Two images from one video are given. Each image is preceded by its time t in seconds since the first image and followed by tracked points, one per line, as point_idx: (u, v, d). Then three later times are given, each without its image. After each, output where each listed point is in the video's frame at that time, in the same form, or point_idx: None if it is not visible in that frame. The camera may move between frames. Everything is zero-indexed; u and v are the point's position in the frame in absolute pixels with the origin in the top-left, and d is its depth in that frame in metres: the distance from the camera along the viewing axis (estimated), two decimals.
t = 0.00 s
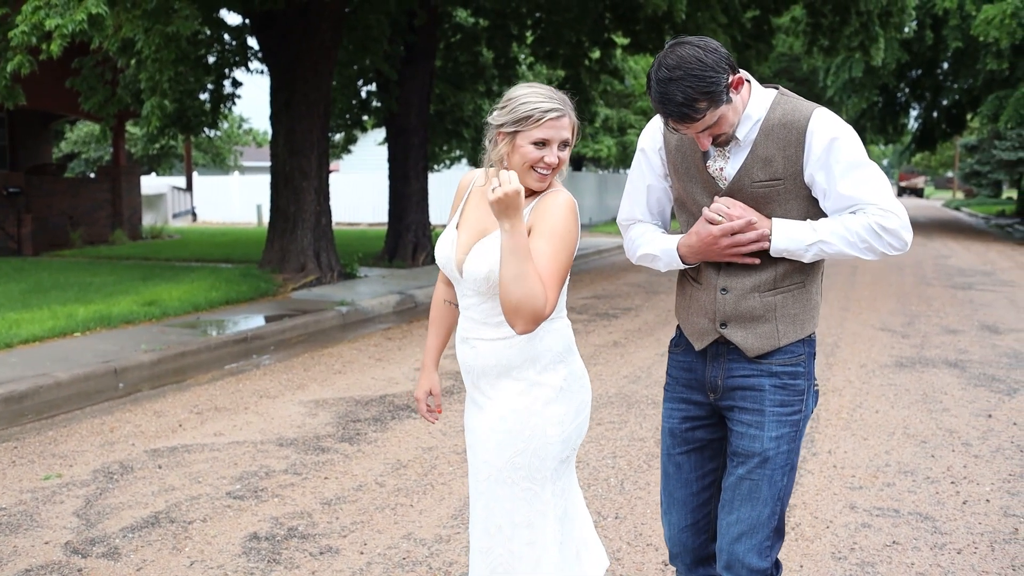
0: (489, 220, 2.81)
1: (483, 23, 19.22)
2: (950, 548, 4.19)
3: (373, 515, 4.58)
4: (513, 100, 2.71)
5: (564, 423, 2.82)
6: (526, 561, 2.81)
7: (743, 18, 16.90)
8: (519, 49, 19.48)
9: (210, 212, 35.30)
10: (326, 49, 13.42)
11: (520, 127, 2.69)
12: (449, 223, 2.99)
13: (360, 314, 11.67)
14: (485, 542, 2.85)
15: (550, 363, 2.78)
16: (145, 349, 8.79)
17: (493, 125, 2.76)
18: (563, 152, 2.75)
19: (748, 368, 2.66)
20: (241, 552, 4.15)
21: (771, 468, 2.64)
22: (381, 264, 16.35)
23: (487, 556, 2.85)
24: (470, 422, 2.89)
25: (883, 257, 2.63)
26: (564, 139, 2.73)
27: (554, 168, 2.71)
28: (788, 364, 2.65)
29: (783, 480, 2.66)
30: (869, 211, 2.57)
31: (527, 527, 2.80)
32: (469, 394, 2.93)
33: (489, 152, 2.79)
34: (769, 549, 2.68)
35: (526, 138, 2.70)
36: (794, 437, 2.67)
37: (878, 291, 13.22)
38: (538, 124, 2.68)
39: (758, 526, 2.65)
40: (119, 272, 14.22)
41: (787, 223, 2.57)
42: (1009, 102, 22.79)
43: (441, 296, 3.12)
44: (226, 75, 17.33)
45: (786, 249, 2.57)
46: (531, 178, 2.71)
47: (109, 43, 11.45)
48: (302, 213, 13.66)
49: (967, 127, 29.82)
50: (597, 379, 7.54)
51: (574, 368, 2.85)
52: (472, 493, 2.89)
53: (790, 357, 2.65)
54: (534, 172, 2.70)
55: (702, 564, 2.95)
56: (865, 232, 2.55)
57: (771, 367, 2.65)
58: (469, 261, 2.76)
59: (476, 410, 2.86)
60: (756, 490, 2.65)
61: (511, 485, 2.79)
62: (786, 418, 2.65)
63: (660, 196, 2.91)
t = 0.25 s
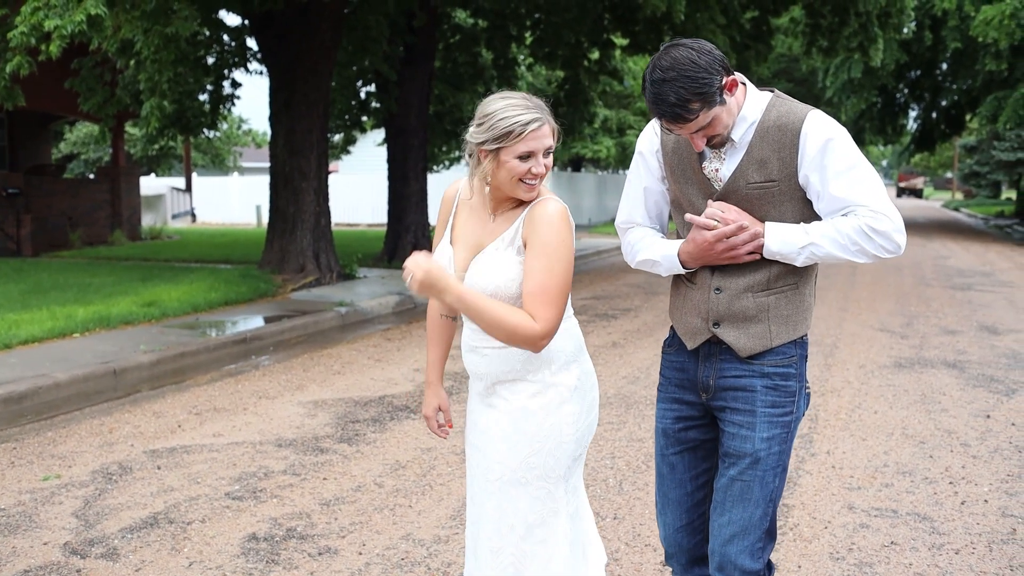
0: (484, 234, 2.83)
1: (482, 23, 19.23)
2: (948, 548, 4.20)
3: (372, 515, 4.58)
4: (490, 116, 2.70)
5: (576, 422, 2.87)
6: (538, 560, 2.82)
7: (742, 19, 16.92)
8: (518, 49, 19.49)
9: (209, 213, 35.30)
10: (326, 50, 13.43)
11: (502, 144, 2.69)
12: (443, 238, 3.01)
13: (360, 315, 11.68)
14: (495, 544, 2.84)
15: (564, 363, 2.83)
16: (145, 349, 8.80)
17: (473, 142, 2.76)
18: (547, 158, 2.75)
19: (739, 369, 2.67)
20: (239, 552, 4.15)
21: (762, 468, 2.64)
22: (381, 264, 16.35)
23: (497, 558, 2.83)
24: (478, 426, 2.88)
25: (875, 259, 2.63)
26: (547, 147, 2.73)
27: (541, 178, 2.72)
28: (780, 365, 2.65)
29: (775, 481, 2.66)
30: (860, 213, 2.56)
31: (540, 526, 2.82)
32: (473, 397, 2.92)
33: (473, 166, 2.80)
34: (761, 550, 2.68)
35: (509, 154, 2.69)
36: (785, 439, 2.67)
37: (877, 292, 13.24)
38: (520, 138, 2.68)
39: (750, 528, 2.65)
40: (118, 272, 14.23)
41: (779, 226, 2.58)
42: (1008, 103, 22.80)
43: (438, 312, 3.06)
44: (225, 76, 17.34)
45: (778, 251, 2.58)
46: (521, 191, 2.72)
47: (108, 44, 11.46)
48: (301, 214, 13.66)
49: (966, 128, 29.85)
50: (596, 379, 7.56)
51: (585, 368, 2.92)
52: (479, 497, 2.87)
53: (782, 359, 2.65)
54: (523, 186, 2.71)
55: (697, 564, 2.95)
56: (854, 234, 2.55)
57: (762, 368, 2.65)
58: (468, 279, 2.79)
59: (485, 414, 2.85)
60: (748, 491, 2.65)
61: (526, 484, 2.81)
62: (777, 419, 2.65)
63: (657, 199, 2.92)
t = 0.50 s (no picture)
0: (478, 246, 2.84)
1: (482, 24, 19.23)
2: (947, 549, 4.20)
3: (371, 516, 4.59)
4: (475, 134, 2.70)
5: (581, 422, 2.91)
6: (545, 559, 2.85)
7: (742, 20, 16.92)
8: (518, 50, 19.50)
9: (209, 213, 35.31)
10: (326, 50, 13.43)
11: (491, 161, 2.68)
12: (435, 251, 3.01)
13: (360, 315, 11.68)
14: (502, 545, 2.84)
15: (570, 364, 2.88)
16: (144, 350, 8.80)
17: (459, 158, 2.75)
18: (534, 167, 2.77)
19: (734, 368, 2.67)
20: (239, 552, 4.16)
21: (757, 468, 2.64)
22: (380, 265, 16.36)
23: (503, 559, 2.84)
24: (483, 431, 2.88)
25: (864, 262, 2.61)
26: (533, 158, 2.74)
27: (531, 188, 2.74)
28: (774, 365, 2.65)
29: (771, 481, 2.67)
30: (848, 214, 2.55)
31: (547, 525, 2.84)
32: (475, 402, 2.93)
33: (460, 179, 2.79)
34: (758, 550, 2.69)
35: (497, 170, 2.70)
36: (780, 438, 2.68)
37: (877, 292, 13.23)
38: (507, 154, 2.68)
39: (746, 528, 2.66)
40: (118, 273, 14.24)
41: (768, 227, 2.58)
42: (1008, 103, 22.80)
43: (437, 325, 3.06)
44: (225, 76, 17.35)
45: (766, 252, 2.58)
46: (512, 204, 2.74)
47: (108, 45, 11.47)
48: (301, 214, 13.67)
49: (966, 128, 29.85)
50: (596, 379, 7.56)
51: (588, 369, 2.96)
52: (485, 499, 2.87)
53: (776, 358, 2.65)
54: (514, 198, 2.73)
55: (696, 563, 2.95)
56: (840, 235, 2.54)
57: (756, 367, 2.65)
58: (468, 295, 2.83)
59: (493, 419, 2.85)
60: (744, 491, 2.65)
61: (535, 485, 2.82)
62: (772, 418, 2.65)
63: (655, 197, 2.92)
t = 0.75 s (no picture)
0: (473, 248, 2.83)
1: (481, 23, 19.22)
2: (945, 548, 4.20)
3: (369, 515, 4.58)
4: (466, 137, 2.69)
5: (581, 418, 2.92)
6: (546, 555, 2.85)
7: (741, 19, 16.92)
8: (517, 49, 19.50)
9: (208, 213, 35.28)
10: (325, 50, 13.43)
11: (483, 163, 2.68)
12: (428, 256, 3.00)
13: (358, 315, 11.68)
14: (502, 542, 2.84)
15: (570, 360, 2.88)
16: (143, 349, 8.80)
17: (450, 162, 2.74)
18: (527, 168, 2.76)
19: (729, 370, 2.66)
20: (236, 552, 4.16)
21: (749, 472, 2.64)
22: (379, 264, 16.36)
23: (504, 556, 2.84)
24: (483, 429, 2.86)
25: (862, 267, 2.58)
26: (525, 158, 2.74)
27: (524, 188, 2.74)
28: (769, 368, 2.64)
29: (763, 485, 2.66)
30: (840, 220, 2.53)
31: (547, 522, 2.84)
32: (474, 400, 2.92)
33: (452, 184, 2.78)
34: (749, 555, 2.69)
35: (491, 172, 2.69)
36: (774, 442, 2.67)
37: (876, 291, 13.23)
38: (500, 155, 2.68)
39: (738, 532, 2.65)
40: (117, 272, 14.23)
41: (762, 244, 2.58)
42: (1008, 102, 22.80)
43: (430, 331, 3.05)
44: (224, 75, 17.34)
45: (762, 269, 2.59)
46: (506, 205, 2.74)
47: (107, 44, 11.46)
48: (300, 214, 13.66)
49: (965, 127, 29.85)
50: (594, 379, 7.56)
51: (587, 365, 2.98)
52: (487, 497, 2.86)
53: (771, 362, 2.64)
54: (507, 200, 2.73)
55: (687, 566, 2.95)
56: (833, 243, 2.52)
57: (751, 370, 2.64)
58: (466, 297, 2.82)
59: (494, 418, 2.84)
60: (735, 496, 2.65)
61: (536, 482, 2.83)
62: (765, 422, 2.65)
63: (654, 205, 2.94)
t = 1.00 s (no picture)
0: (468, 249, 2.84)
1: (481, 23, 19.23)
2: (943, 548, 4.20)
3: (368, 516, 4.58)
4: (459, 139, 2.68)
5: (578, 418, 2.92)
6: (542, 557, 2.85)
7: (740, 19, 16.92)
8: (516, 49, 19.50)
9: (208, 213, 35.27)
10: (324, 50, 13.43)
11: (476, 166, 2.67)
12: (424, 255, 3.00)
13: (357, 315, 11.68)
14: (497, 543, 2.84)
15: (566, 361, 2.88)
16: (142, 349, 8.81)
17: (444, 164, 2.74)
18: (521, 167, 2.75)
19: (727, 369, 2.66)
20: (235, 552, 4.15)
21: (748, 470, 2.64)
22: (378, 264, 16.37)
23: (500, 557, 2.83)
24: (479, 429, 2.87)
25: (853, 261, 2.57)
26: (520, 159, 2.73)
27: (518, 189, 2.73)
28: (767, 367, 2.64)
29: (763, 483, 2.66)
30: (829, 213, 2.52)
31: (543, 523, 2.84)
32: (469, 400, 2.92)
33: (446, 185, 2.78)
34: (751, 553, 2.68)
35: (484, 174, 2.69)
36: (773, 440, 2.66)
37: (875, 291, 13.24)
38: (494, 158, 2.67)
39: (738, 530, 2.66)
40: (116, 272, 14.23)
41: (754, 242, 2.58)
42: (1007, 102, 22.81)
43: (423, 331, 3.06)
44: (223, 75, 17.33)
45: (754, 264, 2.57)
46: (500, 205, 2.73)
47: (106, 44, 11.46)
48: (299, 214, 13.65)
49: (964, 128, 29.86)
50: (593, 379, 7.56)
51: (583, 366, 2.98)
52: (481, 497, 2.86)
53: (769, 359, 2.64)
54: (501, 201, 2.72)
55: (690, 563, 2.95)
56: (822, 238, 2.51)
57: (749, 368, 2.64)
58: (460, 297, 2.82)
59: (490, 418, 2.85)
60: (735, 493, 2.65)
61: (532, 483, 2.82)
62: (763, 420, 2.64)
63: (649, 204, 2.95)
